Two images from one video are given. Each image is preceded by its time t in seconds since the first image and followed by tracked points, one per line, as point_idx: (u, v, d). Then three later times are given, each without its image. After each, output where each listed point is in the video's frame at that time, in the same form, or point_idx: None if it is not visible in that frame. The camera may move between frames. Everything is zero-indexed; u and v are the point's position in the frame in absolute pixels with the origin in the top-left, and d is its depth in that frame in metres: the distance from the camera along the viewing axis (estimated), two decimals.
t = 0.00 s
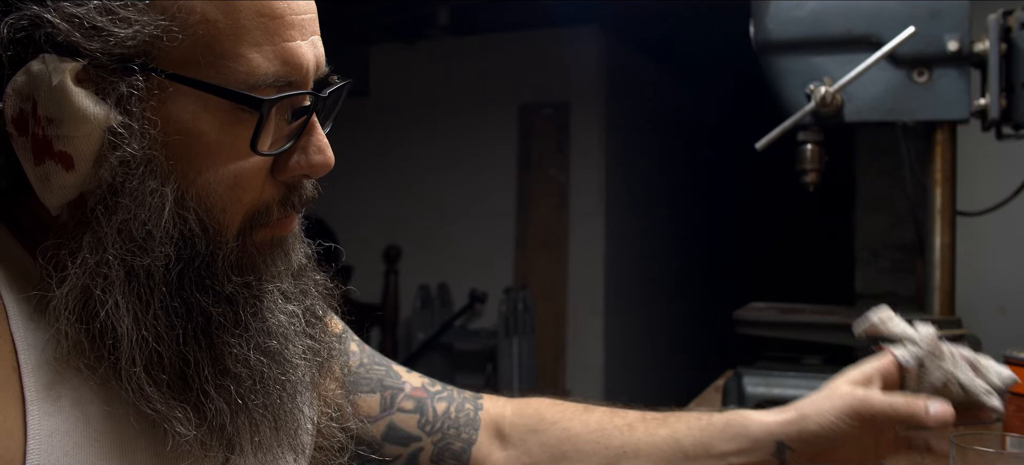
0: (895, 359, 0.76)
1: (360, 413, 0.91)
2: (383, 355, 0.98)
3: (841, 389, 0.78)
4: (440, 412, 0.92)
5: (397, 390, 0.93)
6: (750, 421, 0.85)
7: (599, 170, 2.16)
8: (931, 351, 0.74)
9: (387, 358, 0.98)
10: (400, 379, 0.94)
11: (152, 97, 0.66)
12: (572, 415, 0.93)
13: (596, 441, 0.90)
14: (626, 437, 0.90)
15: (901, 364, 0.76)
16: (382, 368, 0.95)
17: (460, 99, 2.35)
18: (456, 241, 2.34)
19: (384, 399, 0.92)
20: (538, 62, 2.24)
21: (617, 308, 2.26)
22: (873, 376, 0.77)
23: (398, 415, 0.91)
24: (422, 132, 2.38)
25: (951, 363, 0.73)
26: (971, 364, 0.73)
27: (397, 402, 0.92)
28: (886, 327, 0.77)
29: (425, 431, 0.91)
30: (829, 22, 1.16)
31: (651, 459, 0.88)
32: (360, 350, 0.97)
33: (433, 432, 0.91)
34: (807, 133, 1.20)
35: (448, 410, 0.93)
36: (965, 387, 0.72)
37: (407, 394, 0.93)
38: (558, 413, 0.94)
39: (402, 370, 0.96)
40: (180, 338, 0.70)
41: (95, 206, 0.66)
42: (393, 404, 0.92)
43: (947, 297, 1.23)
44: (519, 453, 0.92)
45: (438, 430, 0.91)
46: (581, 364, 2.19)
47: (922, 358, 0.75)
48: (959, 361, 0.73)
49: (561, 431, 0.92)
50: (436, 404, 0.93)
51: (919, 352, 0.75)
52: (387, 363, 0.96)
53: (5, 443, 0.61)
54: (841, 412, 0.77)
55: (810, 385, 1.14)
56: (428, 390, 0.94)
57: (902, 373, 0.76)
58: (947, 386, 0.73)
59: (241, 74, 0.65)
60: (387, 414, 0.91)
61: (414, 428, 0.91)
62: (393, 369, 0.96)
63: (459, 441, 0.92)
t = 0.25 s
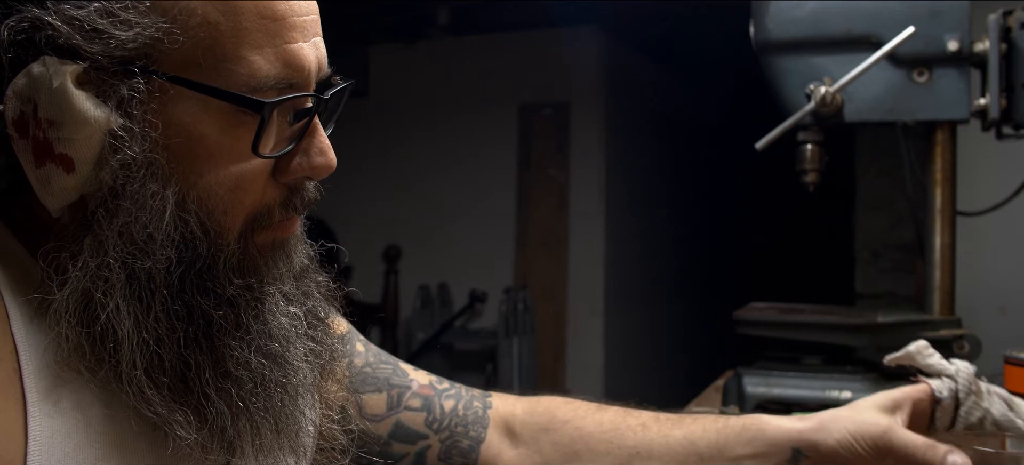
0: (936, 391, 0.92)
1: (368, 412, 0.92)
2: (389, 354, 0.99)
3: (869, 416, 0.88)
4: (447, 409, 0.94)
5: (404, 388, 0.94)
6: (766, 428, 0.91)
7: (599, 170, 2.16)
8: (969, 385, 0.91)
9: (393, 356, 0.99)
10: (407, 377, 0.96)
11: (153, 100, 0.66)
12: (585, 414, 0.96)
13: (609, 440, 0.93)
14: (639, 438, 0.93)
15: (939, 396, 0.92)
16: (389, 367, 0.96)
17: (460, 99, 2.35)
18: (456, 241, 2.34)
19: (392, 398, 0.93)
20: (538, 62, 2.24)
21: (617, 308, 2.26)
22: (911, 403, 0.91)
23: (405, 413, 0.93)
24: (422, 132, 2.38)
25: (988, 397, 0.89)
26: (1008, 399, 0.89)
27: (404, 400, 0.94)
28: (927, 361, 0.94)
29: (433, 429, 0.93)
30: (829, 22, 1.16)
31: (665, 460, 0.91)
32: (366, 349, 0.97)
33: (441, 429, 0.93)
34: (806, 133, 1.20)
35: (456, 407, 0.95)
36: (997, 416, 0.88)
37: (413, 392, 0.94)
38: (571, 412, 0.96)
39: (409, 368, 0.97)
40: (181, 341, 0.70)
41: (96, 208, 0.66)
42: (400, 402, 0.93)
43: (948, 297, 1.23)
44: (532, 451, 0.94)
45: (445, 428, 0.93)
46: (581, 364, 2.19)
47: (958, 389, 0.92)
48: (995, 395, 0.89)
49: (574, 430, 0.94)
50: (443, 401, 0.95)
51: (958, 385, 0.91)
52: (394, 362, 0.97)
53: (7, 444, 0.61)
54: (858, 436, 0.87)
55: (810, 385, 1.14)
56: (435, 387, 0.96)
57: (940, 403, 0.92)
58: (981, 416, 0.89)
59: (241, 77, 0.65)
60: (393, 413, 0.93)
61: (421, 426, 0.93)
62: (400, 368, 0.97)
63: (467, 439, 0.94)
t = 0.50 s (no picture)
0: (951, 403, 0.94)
1: (370, 414, 0.93)
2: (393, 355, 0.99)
3: (884, 424, 0.89)
4: (453, 409, 0.95)
5: (409, 388, 0.94)
6: (779, 430, 0.91)
7: (599, 170, 2.16)
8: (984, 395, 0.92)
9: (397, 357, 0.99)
10: (411, 377, 0.96)
11: (157, 102, 0.65)
12: (594, 414, 0.97)
13: (618, 439, 0.94)
14: (650, 437, 0.93)
15: (954, 405, 0.94)
16: (394, 367, 0.96)
17: (460, 99, 2.35)
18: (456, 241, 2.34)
19: (396, 398, 0.93)
20: (538, 62, 2.24)
21: (616, 307, 2.26)
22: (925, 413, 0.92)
23: (411, 414, 0.93)
24: (422, 132, 2.38)
25: (1002, 409, 0.91)
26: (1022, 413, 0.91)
27: (409, 400, 0.94)
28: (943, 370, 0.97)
29: (438, 430, 0.93)
30: (829, 22, 1.16)
31: (675, 460, 0.92)
32: (370, 349, 0.98)
33: (447, 430, 0.93)
34: (806, 133, 1.20)
35: (462, 407, 0.95)
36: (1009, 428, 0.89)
37: (418, 392, 0.94)
38: (579, 411, 0.97)
39: (414, 368, 0.97)
40: (183, 343, 0.70)
41: (99, 209, 0.67)
42: (405, 402, 0.93)
43: (947, 297, 1.23)
44: (539, 451, 0.95)
45: (451, 428, 0.93)
46: (581, 364, 2.19)
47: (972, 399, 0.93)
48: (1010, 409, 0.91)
49: (582, 429, 0.95)
50: (448, 401, 0.95)
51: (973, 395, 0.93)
52: (400, 362, 0.97)
53: (8, 444, 0.61)
54: (873, 443, 0.88)
55: (810, 385, 1.14)
56: (440, 387, 0.96)
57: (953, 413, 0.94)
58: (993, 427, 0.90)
59: (246, 79, 0.65)
60: (398, 413, 0.93)
61: (426, 426, 0.93)
62: (405, 367, 0.97)
63: (473, 439, 0.94)
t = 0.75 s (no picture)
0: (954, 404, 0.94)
1: (371, 415, 0.93)
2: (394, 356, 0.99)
3: (889, 425, 0.89)
4: (453, 409, 0.95)
5: (409, 389, 0.94)
6: (784, 430, 0.91)
7: (599, 170, 2.16)
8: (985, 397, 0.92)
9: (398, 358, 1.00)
10: (412, 377, 0.96)
11: (158, 102, 0.65)
12: (597, 414, 0.97)
13: (622, 438, 0.94)
14: (653, 436, 0.94)
15: (956, 404, 0.94)
16: (394, 368, 0.96)
17: (460, 99, 2.35)
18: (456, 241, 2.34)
19: (397, 399, 0.94)
20: (538, 62, 2.24)
21: (616, 307, 2.26)
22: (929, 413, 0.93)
23: (411, 414, 0.93)
24: (422, 132, 2.39)
25: (1003, 412, 0.90)
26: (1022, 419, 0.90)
27: (409, 401, 0.94)
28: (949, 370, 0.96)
29: (438, 430, 0.93)
30: (829, 22, 1.16)
31: (679, 459, 0.92)
32: (371, 350, 0.98)
33: (447, 430, 0.93)
34: (806, 133, 1.20)
35: (463, 407, 0.95)
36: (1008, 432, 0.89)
37: (419, 393, 0.95)
38: (583, 411, 0.97)
39: (415, 369, 0.97)
40: (183, 343, 0.70)
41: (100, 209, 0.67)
42: (406, 403, 0.94)
43: (948, 297, 1.23)
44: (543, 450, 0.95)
45: (451, 428, 0.93)
46: (581, 363, 2.19)
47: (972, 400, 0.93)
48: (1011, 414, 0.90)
49: (586, 428, 0.95)
50: (449, 401, 0.95)
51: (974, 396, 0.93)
52: (400, 362, 0.97)
53: (7, 444, 0.61)
54: (878, 443, 0.87)
55: (810, 385, 1.14)
56: (441, 388, 0.96)
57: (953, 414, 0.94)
58: (991, 429, 0.90)
59: (246, 80, 0.65)
60: (399, 414, 0.93)
61: (426, 427, 0.93)
62: (406, 368, 0.97)
63: (475, 439, 0.94)
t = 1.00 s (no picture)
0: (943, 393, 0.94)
1: (370, 414, 0.93)
2: (392, 356, 0.99)
3: (881, 419, 0.88)
4: (451, 408, 0.95)
5: (407, 389, 0.94)
6: (778, 429, 0.91)
7: (599, 170, 2.16)
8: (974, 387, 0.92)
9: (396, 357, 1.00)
10: (410, 377, 0.96)
11: (155, 102, 0.66)
12: (592, 413, 0.97)
13: (616, 436, 0.94)
14: (648, 434, 0.93)
15: (945, 393, 0.94)
16: (392, 368, 0.96)
17: (460, 98, 2.35)
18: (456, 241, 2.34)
19: (395, 398, 0.94)
20: (538, 62, 2.24)
21: (617, 307, 2.26)
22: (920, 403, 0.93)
23: (409, 413, 0.93)
24: (422, 132, 2.39)
25: (994, 400, 0.90)
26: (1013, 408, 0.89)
27: (407, 401, 0.94)
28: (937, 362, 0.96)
29: (435, 430, 0.93)
30: (829, 22, 1.16)
31: (673, 458, 0.92)
32: (369, 350, 0.98)
33: (444, 429, 0.93)
34: (806, 133, 1.20)
35: (460, 407, 0.95)
36: (1000, 421, 0.89)
37: (417, 392, 0.95)
38: (578, 411, 0.97)
39: (413, 368, 0.97)
40: (181, 343, 0.70)
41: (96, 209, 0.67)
42: (403, 403, 0.94)
43: (948, 296, 1.23)
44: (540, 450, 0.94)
45: (449, 428, 0.93)
46: (581, 363, 2.19)
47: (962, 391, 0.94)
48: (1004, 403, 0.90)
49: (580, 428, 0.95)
50: (446, 401, 0.95)
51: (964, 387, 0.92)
52: (399, 362, 0.97)
53: (6, 444, 0.61)
54: (870, 439, 0.87)
55: (810, 385, 1.14)
56: (439, 387, 0.96)
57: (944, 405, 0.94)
58: (982, 418, 0.90)
59: (243, 79, 0.65)
60: (397, 413, 0.93)
61: (423, 426, 0.93)
62: (404, 368, 0.97)
63: (472, 438, 0.94)
